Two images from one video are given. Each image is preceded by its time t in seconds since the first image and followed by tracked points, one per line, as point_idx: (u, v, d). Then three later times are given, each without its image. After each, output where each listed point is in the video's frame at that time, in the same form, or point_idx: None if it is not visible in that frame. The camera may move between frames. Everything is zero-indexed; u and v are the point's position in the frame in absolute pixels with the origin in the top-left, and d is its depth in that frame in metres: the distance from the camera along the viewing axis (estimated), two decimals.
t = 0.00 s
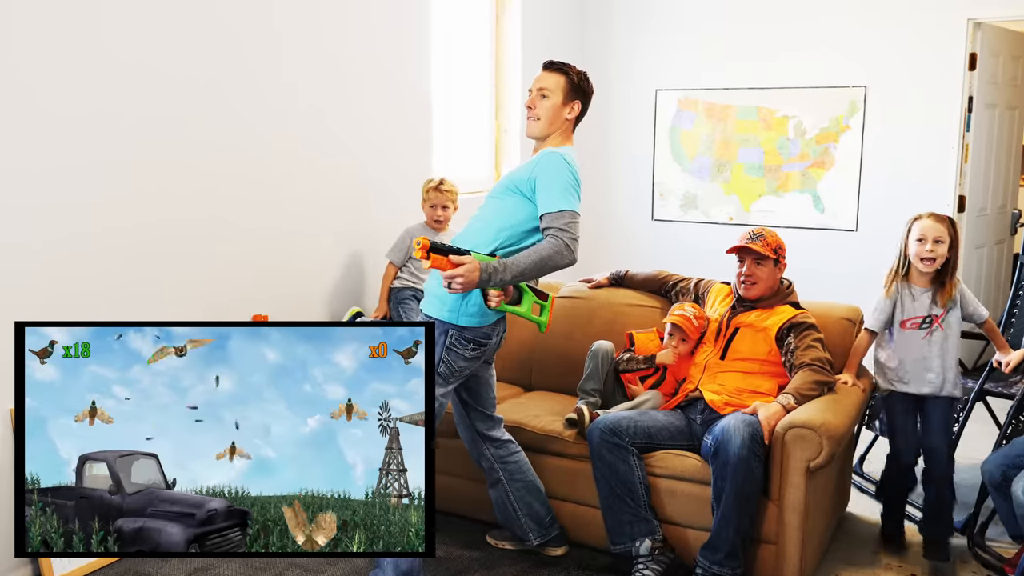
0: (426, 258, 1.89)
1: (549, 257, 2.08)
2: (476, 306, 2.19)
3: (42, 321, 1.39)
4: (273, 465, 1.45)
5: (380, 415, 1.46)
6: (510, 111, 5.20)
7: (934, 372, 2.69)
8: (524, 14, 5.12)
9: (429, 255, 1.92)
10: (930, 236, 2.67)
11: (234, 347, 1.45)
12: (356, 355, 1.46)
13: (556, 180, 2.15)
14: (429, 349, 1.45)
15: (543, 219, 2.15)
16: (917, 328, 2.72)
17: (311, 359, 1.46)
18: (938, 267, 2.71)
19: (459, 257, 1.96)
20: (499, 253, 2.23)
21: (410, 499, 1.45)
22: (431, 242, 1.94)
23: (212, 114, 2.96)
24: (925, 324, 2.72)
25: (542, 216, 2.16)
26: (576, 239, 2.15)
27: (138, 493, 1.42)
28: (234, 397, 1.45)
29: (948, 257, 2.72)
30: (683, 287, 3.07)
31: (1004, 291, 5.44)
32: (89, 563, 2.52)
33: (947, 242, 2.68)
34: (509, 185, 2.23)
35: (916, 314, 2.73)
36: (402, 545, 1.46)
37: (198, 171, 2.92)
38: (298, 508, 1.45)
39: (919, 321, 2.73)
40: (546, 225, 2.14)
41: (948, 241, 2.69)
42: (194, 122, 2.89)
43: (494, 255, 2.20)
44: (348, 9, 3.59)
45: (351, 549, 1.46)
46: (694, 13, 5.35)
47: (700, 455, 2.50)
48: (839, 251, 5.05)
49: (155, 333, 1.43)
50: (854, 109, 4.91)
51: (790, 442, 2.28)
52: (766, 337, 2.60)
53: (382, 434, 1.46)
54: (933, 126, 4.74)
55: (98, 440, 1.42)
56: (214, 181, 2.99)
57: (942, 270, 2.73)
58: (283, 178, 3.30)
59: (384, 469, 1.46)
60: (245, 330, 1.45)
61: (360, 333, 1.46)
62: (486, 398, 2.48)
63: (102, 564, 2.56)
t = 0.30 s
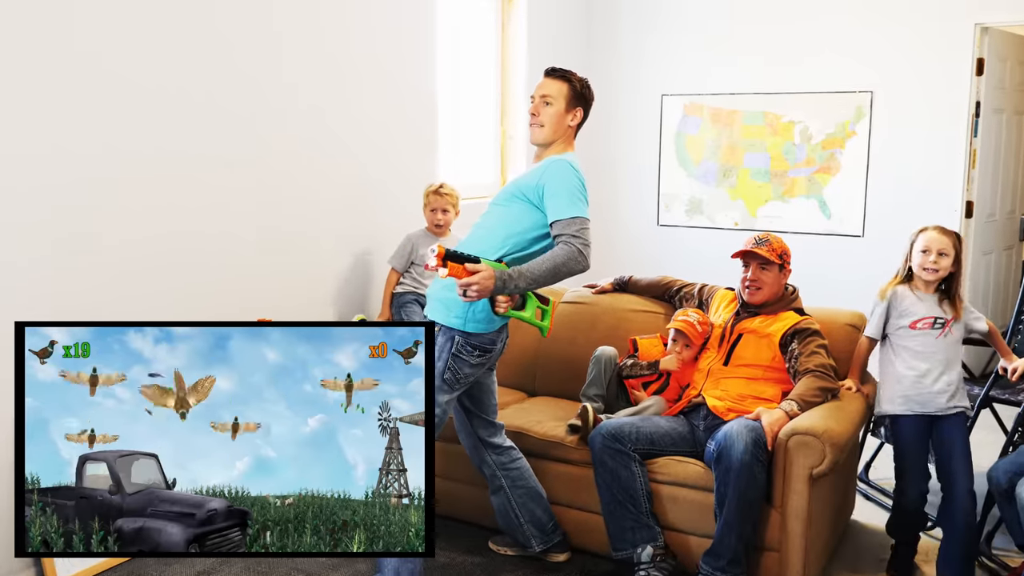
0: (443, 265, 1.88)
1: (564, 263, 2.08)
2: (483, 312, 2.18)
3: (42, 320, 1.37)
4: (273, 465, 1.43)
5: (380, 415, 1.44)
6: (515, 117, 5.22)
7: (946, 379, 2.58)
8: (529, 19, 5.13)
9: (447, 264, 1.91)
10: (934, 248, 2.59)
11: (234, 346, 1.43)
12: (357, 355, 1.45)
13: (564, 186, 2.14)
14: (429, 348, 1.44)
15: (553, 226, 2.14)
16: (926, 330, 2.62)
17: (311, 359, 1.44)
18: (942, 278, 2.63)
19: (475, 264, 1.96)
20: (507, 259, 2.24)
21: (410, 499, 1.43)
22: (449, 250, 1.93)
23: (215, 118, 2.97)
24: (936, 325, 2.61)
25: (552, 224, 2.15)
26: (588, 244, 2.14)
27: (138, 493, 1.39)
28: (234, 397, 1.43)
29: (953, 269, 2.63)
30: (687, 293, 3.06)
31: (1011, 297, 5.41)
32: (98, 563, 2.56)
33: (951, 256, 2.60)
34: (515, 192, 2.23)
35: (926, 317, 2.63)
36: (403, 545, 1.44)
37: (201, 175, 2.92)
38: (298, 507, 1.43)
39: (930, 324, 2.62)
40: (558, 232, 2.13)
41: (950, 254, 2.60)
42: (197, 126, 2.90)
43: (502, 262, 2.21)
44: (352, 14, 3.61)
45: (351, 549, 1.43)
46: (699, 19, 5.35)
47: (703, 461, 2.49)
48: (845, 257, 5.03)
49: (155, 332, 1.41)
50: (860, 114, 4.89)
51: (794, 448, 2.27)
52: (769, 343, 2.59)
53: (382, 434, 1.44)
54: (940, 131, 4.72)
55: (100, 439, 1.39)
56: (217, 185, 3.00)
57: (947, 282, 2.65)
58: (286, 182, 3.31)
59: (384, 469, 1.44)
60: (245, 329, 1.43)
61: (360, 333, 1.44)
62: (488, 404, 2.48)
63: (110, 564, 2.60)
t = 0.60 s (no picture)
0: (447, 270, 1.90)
1: (568, 270, 2.08)
2: (490, 317, 2.19)
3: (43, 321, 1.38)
4: (274, 465, 1.44)
5: (380, 415, 1.45)
6: (526, 123, 5.23)
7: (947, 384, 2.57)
8: (540, 25, 5.14)
9: (450, 268, 1.93)
10: (937, 251, 2.60)
11: (236, 346, 1.44)
12: (358, 354, 1.45)
13: (570, 193, 2.15)
14: (429, 348, 1.44)
15: (558, 233, 2.15)
16: (931, 338, 2.61)
17: (312, 359, 1.45)
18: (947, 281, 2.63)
19: (479, 269, 1.98)
20: (513, 265, 2.24)
21: (410, 499, 1.43)
22: (452, 255, 1.95)
23: (222, 124, 2.99)
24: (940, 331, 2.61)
25: (557, 230, 2.16)
26: (592, 252, 2.15)
27: (138, 493, 1.40)
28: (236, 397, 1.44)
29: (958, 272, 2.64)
30: (695, 299, 3.06)
31: None
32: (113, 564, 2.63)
33: (954, 259, 2.61)
34: (523, 198, 2.23)
35: (930, 324, 2.62)
36: (402, 545, 1.44)
37: (207, 181, 2.95)
38: (298, 507, 1.44)
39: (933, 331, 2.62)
40: (562, 238, 2.14)
41: (955, 258, 2.61)
42: (204, 132, 2.92)
43: (508, 268, 2.21)
44: (362, 21, 3.63)
45: (351, 549, 1.44)
46: (710, 26, 5.36)
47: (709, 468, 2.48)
48: (855, 264, 5.01)
49: (155, 332, 1.42)
50: (872, 120, 4.88)
51: (800, 456, 2.26)
52: (777, 350, 2.58)
53: (382, 434, 1.45)
54: (952, 137, 4.69)
55: (100, 441, 1.40)
56: (224, 190, 3.02)
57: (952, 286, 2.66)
58: (294, 188, 3.33)
59: (384, 469, 1.44)
60: (245, 329, 1.44)
61: (361, 333, 1.45)
62: (494, 409, 2.49)
63: (121, 566, 2.65)
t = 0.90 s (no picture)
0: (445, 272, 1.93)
1: (567, 271, 2.08)
2: (491, 320, 2.19)
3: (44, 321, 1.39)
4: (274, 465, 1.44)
5: (380, 415, 1.45)
6: (535, 126, 5.23)
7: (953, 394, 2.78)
8: (550, 28, 5.15)
9: (447, 270, 1.95)
10: (958, 263, 2.72)
11: (236, 346, 1.44)
12: (358, 354, 1.45)
13: (571, 195, 2.14)
14: (429, 348, 1.44)
15: (558, 234, 2.14)
16: (946, 356, 2.77)
17: (313, 359, 1.45)
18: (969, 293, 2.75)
19: (477, 271, 2.00)
20: (515, 267, 2.24)
21: (410, 499, 1.44)
22: (449, 257, 1.97)
23: (227, 127, 3.01)
24: (954, 350, 2.77)
25: (558, 231, 2.15)
26: (591, 254, 2.14)
27: (138, 493, 1.42)
28: (237, 397, 1.45)
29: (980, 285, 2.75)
30: (702, 303, 3.05)
31: None
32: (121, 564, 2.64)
33: (977, 270, 2.72)
34: (525, 201, 2.24)
35: (945, 344, 2.78)
36: (402, 545, 1.45)
37: (212, 184, 2.97)
38: (298, 507, 1.44)
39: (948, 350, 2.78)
40: (562, 239, 2.13)
41: (976, 267, 2.72)
42: (209, 135, 2.94)
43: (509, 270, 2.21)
44: (369, 24, 3.65)
45: (351, 549, 1.45)
46: (720, 28, 5.35)
47: (716, 472, 2.47)
48: (865, 267, 4.99)
49: (156, 332, 1.43)
50: (883, 123, 4.85)
51: (805, 460, 2.25)
52: (784, 353, 2.56)
53: (382, 434, 1.45)
54: (963, 140, 4.66)
55: (100, 441, 1.41)
56: (228, 192, 3.04)
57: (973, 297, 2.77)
58: (299, 191, 3.34)
59: (384, 469, 1.45)
60: (246, 329, 1.45)
61: (362, 333, 1.45)
62: (499, 412, 2.49)
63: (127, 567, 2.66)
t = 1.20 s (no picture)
0: (436, 287, 1.90)
1: (563, 274, 2.09)
2: (492, 323, 2.19)
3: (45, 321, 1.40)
4: (275, 464, 1.45)
5: (380, 415, 1.45)
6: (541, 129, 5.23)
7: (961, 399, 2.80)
8: (556, 30, 5.15)
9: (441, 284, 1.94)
10: (960, 274, 2.74)
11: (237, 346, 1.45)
12: (359, 354, 1.46)
13: (569, 197, 2.15)
14: (429, 348, 1.45)
15: (557, 235, 2.15)
16: (943, 364, 2.79)
17: (314, 359, 1.45)
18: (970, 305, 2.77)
19: (472, 282, 1.99)
20: (512, 271, 2.24)
21: (410, 499, 1.45)
22: (443, 271, 1.95)
23: (231, 129, 3.02)
24: (953, 359, 2.79)
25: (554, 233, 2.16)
26: (589, 255, 2.15)
27: (138, 493, 1.42)
28: (238, 397, 1.45)
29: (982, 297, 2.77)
30: (706, 305, 3.05)
31: None
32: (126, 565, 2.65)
33: (978, 281, 2.74)
34: (523, 203, 2.24)
35: (944, 352, 2.80)
36: (402, 544, 1.46)
37: (215, 185, 2.98)
38: (298, 507, 1.45)
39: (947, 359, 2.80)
40: (559, 241, 2.14)
41: (978, 279, 2.74)
42: (213, 137, 2.96)
43: (507, 273, 2.21)
44: (375, 27, 3.66)
45: (351, 549, 1.45)
46: (727, 31, 5.35)
47: (718, 476, 2.47)
48: (872, 270, 4.97)
49: (157, 332, 1.43)
50: (890, 125, 4.84)
51: (808, 464, 2.25)
52: (787, 356, 2.56)
53: (382, 434, 1.45)
54: (971, 142, 4.64)
55: (100, 441, 1.42)
56: (232, 193, 3.05)
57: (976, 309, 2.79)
58: (303, 193, 3.35)
59: (384, 469, 1.45)
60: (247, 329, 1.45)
61: (362, 333, 1.45)
62: (501, 414, 2.49)
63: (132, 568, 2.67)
